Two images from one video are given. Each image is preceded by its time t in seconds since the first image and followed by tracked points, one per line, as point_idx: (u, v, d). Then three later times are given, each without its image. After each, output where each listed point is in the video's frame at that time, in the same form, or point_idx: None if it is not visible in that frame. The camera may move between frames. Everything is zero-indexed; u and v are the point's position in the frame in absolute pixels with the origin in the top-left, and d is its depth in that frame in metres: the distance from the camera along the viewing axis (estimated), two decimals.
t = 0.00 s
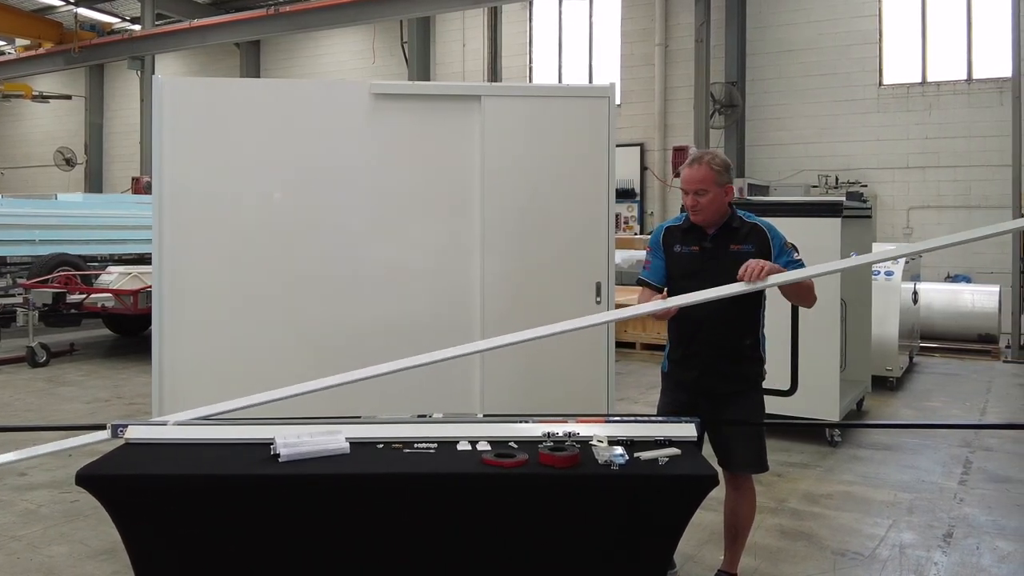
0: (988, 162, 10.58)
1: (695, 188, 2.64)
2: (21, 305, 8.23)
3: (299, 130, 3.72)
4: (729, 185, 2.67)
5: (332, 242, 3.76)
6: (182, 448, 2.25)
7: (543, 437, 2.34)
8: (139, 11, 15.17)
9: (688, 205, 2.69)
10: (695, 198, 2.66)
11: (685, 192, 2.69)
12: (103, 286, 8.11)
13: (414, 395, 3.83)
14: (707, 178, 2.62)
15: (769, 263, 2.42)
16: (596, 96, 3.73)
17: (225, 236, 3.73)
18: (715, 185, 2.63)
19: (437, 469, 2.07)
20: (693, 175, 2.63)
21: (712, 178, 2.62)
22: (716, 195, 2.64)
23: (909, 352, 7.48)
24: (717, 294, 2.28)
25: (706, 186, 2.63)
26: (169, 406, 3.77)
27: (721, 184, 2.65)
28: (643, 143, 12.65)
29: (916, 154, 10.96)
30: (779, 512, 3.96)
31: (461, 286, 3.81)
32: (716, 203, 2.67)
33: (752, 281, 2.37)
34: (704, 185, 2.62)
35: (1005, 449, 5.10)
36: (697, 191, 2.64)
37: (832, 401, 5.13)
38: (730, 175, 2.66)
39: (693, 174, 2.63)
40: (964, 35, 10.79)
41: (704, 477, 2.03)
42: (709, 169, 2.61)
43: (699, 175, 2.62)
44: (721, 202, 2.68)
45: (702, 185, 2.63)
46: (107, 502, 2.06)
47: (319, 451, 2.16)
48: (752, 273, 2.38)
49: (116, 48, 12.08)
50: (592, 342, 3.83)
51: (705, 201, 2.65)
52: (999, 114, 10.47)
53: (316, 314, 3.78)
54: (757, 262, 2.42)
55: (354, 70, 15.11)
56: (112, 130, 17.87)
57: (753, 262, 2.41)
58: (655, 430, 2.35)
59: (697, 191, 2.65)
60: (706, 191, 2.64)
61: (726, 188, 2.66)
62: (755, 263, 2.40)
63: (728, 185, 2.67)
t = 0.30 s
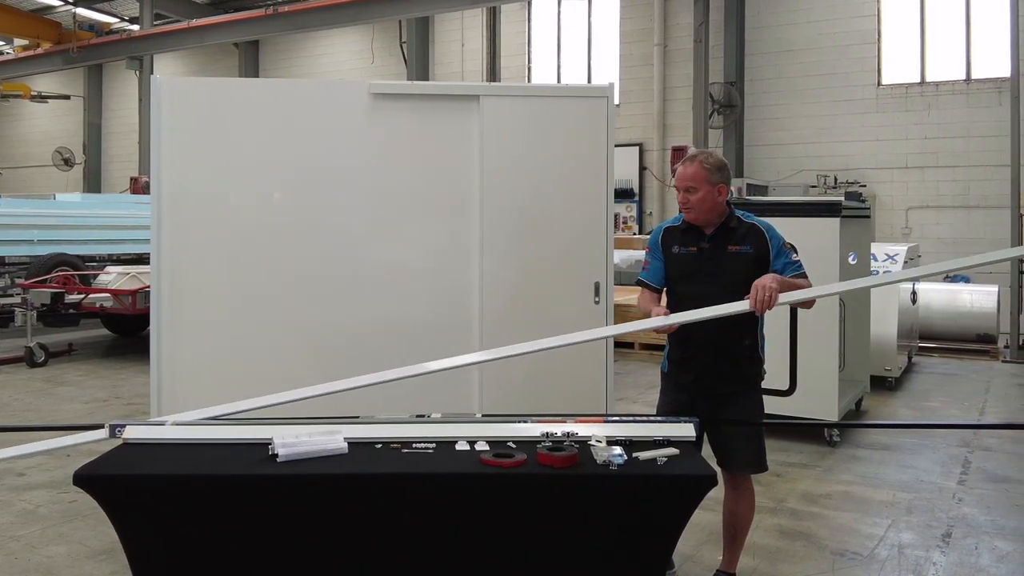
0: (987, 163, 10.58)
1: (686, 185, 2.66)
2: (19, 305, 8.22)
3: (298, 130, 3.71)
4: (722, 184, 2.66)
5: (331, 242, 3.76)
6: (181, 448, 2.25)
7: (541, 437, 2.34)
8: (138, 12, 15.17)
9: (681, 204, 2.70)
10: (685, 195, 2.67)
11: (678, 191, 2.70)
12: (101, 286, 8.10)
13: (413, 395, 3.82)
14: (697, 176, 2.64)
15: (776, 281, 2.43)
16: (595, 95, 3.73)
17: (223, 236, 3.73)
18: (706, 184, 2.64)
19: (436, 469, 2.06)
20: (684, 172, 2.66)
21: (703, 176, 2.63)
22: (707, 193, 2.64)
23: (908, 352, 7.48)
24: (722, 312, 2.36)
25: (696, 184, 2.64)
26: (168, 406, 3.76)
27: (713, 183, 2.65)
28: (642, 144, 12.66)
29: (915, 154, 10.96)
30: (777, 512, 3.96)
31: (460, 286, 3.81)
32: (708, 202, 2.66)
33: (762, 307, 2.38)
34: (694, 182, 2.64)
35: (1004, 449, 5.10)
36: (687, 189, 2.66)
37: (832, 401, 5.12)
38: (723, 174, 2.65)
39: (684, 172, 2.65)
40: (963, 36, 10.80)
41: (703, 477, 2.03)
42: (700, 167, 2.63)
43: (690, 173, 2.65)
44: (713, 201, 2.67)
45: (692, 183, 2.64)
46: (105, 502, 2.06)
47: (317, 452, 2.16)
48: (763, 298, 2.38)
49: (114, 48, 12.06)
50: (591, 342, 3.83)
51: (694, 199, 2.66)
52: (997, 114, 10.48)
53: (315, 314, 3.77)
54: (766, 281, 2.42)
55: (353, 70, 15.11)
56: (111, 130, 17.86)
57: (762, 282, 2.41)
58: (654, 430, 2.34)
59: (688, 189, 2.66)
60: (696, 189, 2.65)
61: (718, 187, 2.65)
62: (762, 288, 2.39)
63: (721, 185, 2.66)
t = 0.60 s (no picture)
0: (986, 162, 10.59)
1: (684, 185, 2.66)
2: (18, 305, 8.21)
3: (298, 130, 3.71)
4: (720, 184, 2.66)
5: (331, 242, 3.76)
6: (179, 448, 2.25)
7: (540, 437, 2.34)
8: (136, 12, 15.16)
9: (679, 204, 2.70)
10: (683, 195, 2.67)
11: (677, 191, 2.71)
12: (100, 286, 8.10)
13: (410, 394, 3.82)
14: (695, 176, 2.64)
15: (775, 289, 2.44)
16: (594, 96, 3.73)
17: (221, 235, 3.72)
18: (704, 184, 2.64)
19: (434, 469, 2.06)
20: (683, 172, 2.67)
21: (701, 176, 2.64)
22: (704, 193, 2.64)
23: (906, 352, 7.48)
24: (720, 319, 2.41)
25: (693, 184, 2.65)
26: (166, 406, 3.76)
27: (711, 183, 2.65)
28: (641, 144, 12.65)
29: (913, 154, 10.97)
30: (776, 512, 3.96)
31: (458, 286, 3.81)
32: (706, 201, 2.66)
33: (757, 315, 2.41)
34: (691, 182, 2.64)
35: (1003, 449, 5.10)
36: (684, 189, 2.66)
37: (829, 401, 5.12)
38: (722, 174, 2.65)
39: (683, 172, 2.66)
40: (961, 36, 10.82)
41: (701, 477, 2.03)
42: (698, 167, 2.64)
43: (689, 172, 2.65)
44: (710, 201, 2.66)
45: (690, 183, 2.65)
46: (103, 502, 2.05)
47: (316, 451, 2.16)
48: (761, 305, 2.41)
49: (113, 48, 12.06)
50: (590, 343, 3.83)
51: (693, 199, 2.66)
52: (996, 114, 10.49)
53: (313, 313, 3.77)
54: (765, 289, 2.43)
55: (352, 71, 15.10)
56: (109, 130, 17.84)
57: (761, 288, 2.43)
58: (652, 429, 2.34)
59: (686, 189, 2.67)
60: (694, 189, 2.65)
61: (716, 187, 2.65)
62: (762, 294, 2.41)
63: (719, 185, 2.66)
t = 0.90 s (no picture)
0: (985, 163, 10.59)
1: (685, 185, 2.66)
2: (17, 306, 8.20)
3: (298, 130, 3.71)
4: (721, 185, 2.66)
5: (330, 243, 3.76)
6: (179, 448, 2.25)
7: (540, 437, 2.34)
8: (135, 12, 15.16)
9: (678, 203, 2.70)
10: (683, 194, 2.67)
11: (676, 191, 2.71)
12: (99, 286, 8.09)
13: (410, 394, 3.82)
14: (696, 176, 2.64)
15: (776, 304, 2.43)
16: (594, 96, 3.73)
17: (220, 235, 3.72)
18: (704, 184, 2.64)
19: (433, 469, 2.06)
20: (684, 172, 2.67)
21: (702, 176, 2.64)
22: (704, 194, 2.64)
23: (906, 352, 7.48)
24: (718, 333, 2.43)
25: (694, 184, 2.65)
26: (166, 406, 3.76)
27: (711, 184, 2.65)
28: (640, 144, 12.65)
29: (913, 154, 10.97)
30: (776, 512, 3.96)
31: (458, 285, 3.81)
32: (706, 202, 2.66)
33: (757, 330, 2.41)
34: (692, 182, 2.64)
35: (1002, 449, 5.10)
36: (684, 189, 2.66)
37: (828, 401, 5.13)
38: (723, 175, 2.66)
39: (683, 171, 2.66)
40: (960, 36, 10.82)
41: (701, 477, 2.03)
42: (700, 167, 2.63)
43: (689, 173, 2.65)
44: (711, 202, 2.66)
45: (690, 183, 2.65)
46: (102, 503, 2.05)
47: (315, 452, 2.15)
48: (761, 321, 2.40)
49: (113, 48, 12.06)
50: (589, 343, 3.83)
51: (693, 199, 2.65)
52: (995, 114, 10.50)
53: (313, 313, 3.77)
54: (765, 303, 2.43)
55: (352, 71, 15.09)
56: (108, 130, 17.83)
57: (762, 303, 2.42)
58: (651, 430, 2.34)
59: (686, 189, 2.67)
60: (695, 189, 2.65)
61: (717, 188, 2.65)
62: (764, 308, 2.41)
63: (720, 186, 2.66)
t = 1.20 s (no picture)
0: (985, 163, 10.59)
1: (687, 189, 2.66)
2: (16, 306, 8.20)
3: (298, 130, 3.71)
4: (723, 189, 2.67)
5: (330, 243, 3.76)
6: (179, 449, 2.25)
7: (539, 437, 2.34)
8: (135, 12, 15.16)
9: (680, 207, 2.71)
10: (685, 198, 2.67)
11: (678, 194, 2.71)
12: (99, 286, 8.09)
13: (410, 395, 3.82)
14: (699, 180, 2.64)
15: (777, 328, 2.46)
16: (594, 96, 3.73)
17: (220, 235, 3.72)
18: (707, 188, 2.64)
19: (432, 469, 2.06)
20: (687, 176, 2.66)
21: (704, 180, 2.64)
22: (707, 198, 2.64)
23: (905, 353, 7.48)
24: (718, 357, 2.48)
25: (697, 188, 2.65)
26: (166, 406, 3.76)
27: (714, 187, 2.65)
28: (640, 144, 12.65)
29: (912, 155, 10.98)
30: (775, 513, 3.97)
31: (457, 286, 3.80)
32: (708, 206, 2.66)
33: (759, 355, 2.45)
34: (695, 186, 2.64)
35: (1002, 449, 5.10)
36: (686, 192, 2.66)
37: (827, 401, 5.13)
38: (725, 179, 2.66)
39: (686, 175, 2.66)
40: (960, 37, 10.83)
41: (700, 477, 2.03)
42: (703, 171, 2.64)
43: (692, 176, 2.65)
44: (713, 206, 2.67)
45: (692, 187, 2.65)
46: (101, 503, 2.05)
47: (314, 452, 2.15)
48: (762, 346, 2.44)
49: (112, 48, 12.05)
50: (588, 342, 3.83)
51: (695, 203, 2.66)
52: (994, 115, 10.50)
53: (313, 314, 3.77)
54: (766, 327, 2.46)
55: (351, 71, 15.09)
56: (108, 130, 17.82)
57: (764, 327, 2.45)
58: (651, 430, 2.34)
59: (689, 192, 2.67)
60: (697, 193, 2.65)
61: (719, 192, 2.65)
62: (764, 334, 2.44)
63: (722, 190, 2.67)
